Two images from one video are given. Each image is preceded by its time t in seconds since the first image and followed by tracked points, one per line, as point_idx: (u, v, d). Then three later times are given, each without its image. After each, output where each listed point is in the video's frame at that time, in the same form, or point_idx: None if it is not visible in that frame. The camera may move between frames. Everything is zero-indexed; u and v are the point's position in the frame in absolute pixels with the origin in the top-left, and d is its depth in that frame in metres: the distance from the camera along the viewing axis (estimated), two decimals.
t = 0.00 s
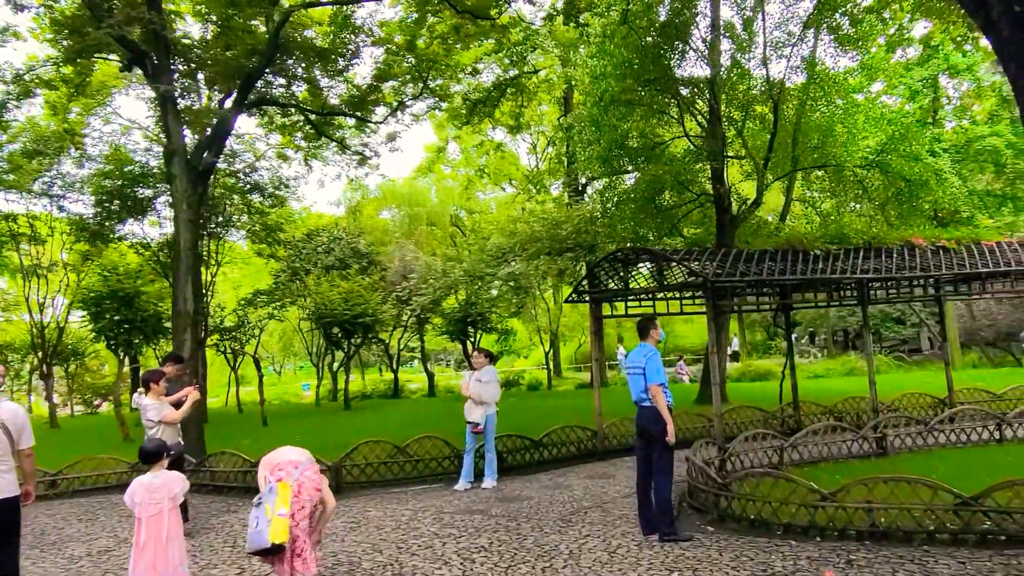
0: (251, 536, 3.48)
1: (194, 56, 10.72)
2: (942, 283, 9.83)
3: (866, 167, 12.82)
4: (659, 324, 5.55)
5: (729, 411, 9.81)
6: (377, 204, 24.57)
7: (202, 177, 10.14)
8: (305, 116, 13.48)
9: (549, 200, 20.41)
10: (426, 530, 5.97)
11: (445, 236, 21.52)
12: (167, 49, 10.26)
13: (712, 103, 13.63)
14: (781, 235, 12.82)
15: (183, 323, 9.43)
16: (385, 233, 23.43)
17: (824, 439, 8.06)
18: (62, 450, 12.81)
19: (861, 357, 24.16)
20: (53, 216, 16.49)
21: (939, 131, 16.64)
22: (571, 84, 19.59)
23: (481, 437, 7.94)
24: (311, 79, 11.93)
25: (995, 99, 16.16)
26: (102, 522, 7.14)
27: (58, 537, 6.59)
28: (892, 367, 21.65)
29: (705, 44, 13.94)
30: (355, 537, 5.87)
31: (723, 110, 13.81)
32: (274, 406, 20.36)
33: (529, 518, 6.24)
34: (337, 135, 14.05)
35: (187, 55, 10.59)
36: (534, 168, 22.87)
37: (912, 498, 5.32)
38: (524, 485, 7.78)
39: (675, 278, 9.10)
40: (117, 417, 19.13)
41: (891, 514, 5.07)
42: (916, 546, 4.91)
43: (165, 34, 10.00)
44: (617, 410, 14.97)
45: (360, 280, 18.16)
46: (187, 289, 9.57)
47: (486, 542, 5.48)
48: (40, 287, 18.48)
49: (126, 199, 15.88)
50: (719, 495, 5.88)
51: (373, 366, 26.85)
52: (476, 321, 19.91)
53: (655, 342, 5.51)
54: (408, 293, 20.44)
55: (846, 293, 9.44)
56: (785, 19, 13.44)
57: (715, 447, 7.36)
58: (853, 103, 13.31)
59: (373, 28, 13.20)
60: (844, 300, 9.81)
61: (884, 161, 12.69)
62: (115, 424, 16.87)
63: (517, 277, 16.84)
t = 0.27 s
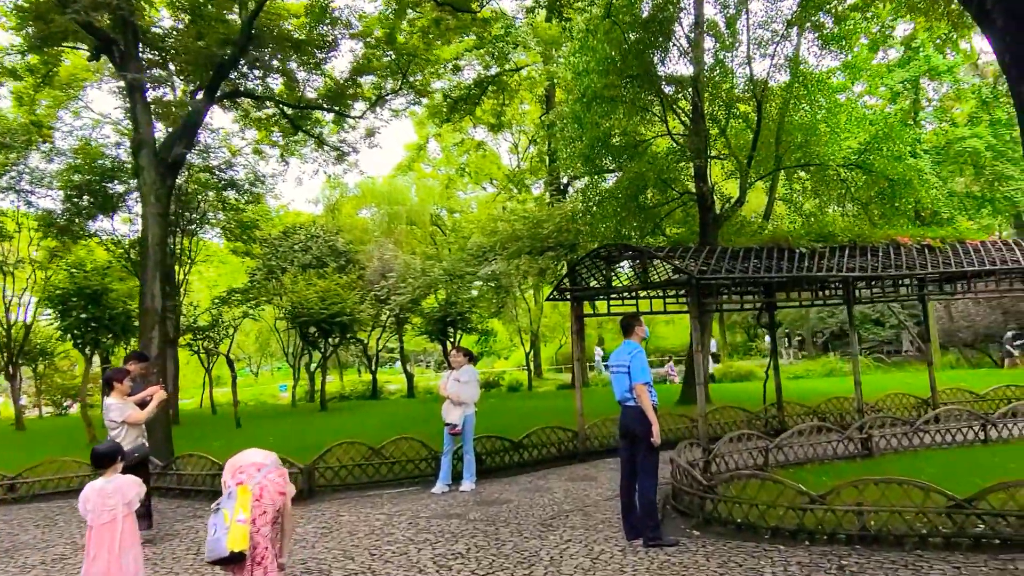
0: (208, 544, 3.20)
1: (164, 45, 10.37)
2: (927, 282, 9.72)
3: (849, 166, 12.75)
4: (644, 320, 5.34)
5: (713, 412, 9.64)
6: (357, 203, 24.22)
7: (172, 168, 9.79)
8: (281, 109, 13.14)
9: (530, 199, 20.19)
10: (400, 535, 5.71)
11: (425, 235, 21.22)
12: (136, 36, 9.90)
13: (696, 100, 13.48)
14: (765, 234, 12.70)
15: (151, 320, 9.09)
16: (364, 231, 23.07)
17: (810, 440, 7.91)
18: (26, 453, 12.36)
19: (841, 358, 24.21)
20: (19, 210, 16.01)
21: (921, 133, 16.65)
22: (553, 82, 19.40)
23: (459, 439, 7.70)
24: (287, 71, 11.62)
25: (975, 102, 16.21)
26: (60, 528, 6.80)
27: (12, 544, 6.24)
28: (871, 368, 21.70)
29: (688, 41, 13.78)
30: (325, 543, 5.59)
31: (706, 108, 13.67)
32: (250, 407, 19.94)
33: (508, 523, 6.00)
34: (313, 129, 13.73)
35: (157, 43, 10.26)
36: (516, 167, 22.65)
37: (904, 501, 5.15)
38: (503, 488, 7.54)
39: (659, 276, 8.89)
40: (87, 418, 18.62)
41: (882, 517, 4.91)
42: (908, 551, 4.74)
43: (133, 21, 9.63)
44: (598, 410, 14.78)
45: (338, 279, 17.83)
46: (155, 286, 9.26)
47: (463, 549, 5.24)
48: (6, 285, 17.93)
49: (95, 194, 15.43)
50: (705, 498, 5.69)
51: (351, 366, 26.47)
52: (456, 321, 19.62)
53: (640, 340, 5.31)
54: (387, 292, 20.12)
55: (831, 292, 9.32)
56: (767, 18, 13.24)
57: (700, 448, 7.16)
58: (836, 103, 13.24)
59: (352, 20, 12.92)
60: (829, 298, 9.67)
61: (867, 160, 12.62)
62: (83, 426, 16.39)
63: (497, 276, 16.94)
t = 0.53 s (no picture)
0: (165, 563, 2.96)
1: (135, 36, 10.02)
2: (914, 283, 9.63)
3: (833, 167, 12.68)
4: (632, 321, 5.14)
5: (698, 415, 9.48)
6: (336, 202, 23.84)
7: (142, 164, 9.45)
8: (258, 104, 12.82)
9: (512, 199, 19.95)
10: (376, 546, 5.46)
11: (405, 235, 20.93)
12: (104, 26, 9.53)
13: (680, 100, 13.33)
14: (749, 235, 12.58)
15: (119, 320, 8.77)
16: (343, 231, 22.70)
17: (797, 444, 7.76)
18: None
19: (822, 360, 24.25)
20: None
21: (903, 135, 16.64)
22: (536, 81, 19.19)
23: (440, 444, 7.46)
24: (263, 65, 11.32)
25: (956, 104, 16.24)
26: (18, 539, 6.47)
27: None
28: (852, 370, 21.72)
29: (673, 40, 13.62)
30: (298, 555, 5.34)
31: (691, 107, 13.53)
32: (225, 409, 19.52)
33: (489, 532, 5.78)
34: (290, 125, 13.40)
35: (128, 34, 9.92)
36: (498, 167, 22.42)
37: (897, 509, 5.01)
38: (484, 494, 7.31)
39: (645, 277, 8.70)
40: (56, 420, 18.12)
41: (876, 526, 4.76)
42: (903, 561, 4.59)
43: (102, 9, 9.26)
44: (581, 412, 14.60)
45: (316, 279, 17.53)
46: (123, 285, 8.93)
47: (442, 560, 5.00)
48: None
49: (66, 191, 14.91)
50: (693, 506, 5.50)
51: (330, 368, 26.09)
52: (437, 322, 19.38)
53: (626, 343, 5.11)
54: (367, 292, 19.81)
55: (817, 293, 9.19)
56: (751, 18, 13.10)
57: (687, 453, 6.98)
58: (820, 104, 13.17)
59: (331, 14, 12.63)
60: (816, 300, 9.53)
61: (851, 162, 12.55)
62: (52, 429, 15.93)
63: (478, 277, 16.80)
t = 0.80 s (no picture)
0: None
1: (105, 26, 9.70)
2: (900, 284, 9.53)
3: (817, 168, 12.63)
4: (621, 322, 4.96)
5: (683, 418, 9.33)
6: (315, 202, 23.53)
7: (111, 157, 9.11)
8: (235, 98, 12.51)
9: (493, 199, 19.74)
10: (354, 556, 5.23)
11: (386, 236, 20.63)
12: (71, 16, 9.21)
13: (664, 99, 13.22)
14: (734, 236, 12.49)
15: (86, 319, 8.45)
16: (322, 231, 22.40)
17: (784, 447, 7.64)
18: None
19: (802, 361, 24.31)
20: None
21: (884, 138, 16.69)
22: (518, 80, 19.01)
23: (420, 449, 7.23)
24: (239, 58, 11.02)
25: (936, 108, 16.30)
26: None
27: None
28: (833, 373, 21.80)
29: (657, 39, 13.50)
30: (271, 566, 5.10)
31: (674, 107, 13.42)
32: (200, 412, 19.12)
33: (472, 540, 5.56)
34: (267, 121, 13.10)
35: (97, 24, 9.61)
36: (479, 167, 22.19)
37: (892, 515, 4.87)
38: (466, 500, 7.09)
39: (629, 277, 8.48)
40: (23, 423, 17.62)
41: (871, 533, 4.62)
42: (899, 570, 4.46)
43: None
44: (563, 414, 14.42)
45: (293, 279, 17.23)
46: (90, 283, 8.60)
47: (422, 572, 4.79)
48: None
49: (34, 187, 14.52)
50: (682, 512, 5.33)
51: (309, 369, 25.72)
52: (418, 323, 19.12)
53: (614, 344, 4.93)
54: (346, 293, 19.49)
55: (804, 293, 9.05)
56: (735, 18, 12.99)
57: (674, 457, 6.81)
58: (803, 105, 13.12)
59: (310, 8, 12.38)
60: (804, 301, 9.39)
61: (835, 164, 12.50)
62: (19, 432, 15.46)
63: (460, 278, 16.54)
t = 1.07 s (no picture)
0: None
1: (65, 15, 9.31)
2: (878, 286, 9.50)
3: (793, 170, 12.63)
4: (606, 323, 4.79)
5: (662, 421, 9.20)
6: (286, 201, 23.10)
7: (70, 151, 8.73)
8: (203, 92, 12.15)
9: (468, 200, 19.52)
10: (324, 568, 4.99)
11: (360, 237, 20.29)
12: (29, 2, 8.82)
13: (642, 100, 13.13)
14: (711, 237, 12.44)
15: (43, 319, 8.09)
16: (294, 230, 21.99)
17: (765, 450, 7.54)
18: None
19: (775, 363, 24.43)
20: None
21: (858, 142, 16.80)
22: (494, 80, 18.82)
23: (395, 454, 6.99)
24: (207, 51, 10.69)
25: (909, 112, 16.45)
26: None
27: None
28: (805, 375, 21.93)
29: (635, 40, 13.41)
30: None
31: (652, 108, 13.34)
32: (166, 415, 18.61)
33: (449, 550, 5.35)
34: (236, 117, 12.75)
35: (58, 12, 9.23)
36: (454, 167, 21.96)
37: (881, 521, 4.75)
38: (441, 506, 6.87)
39: (610, 277, 8.33)
40: None
41: (860, 539, 4.49)
42: None
43: None
44: (539, 418, 14.24)
45: (263, 279, 16.84)
46: (48, 282, 8.22)
47: None
48: None
49: None
50: (665, 518, 5.19)
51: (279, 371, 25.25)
52: (391, 324, 18.82)
53: (599, 345, 4.76)
54: (318, 294, 19.12)
55: (784, 295, 8.96)
56: (712, 19, 12.88)
57: (655, 461, 6.66)
58: (780, 107, 13.12)
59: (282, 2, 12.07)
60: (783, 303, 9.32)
61: (811, 167, 12.51)
62: None
63: (433, 278, 16.46)
